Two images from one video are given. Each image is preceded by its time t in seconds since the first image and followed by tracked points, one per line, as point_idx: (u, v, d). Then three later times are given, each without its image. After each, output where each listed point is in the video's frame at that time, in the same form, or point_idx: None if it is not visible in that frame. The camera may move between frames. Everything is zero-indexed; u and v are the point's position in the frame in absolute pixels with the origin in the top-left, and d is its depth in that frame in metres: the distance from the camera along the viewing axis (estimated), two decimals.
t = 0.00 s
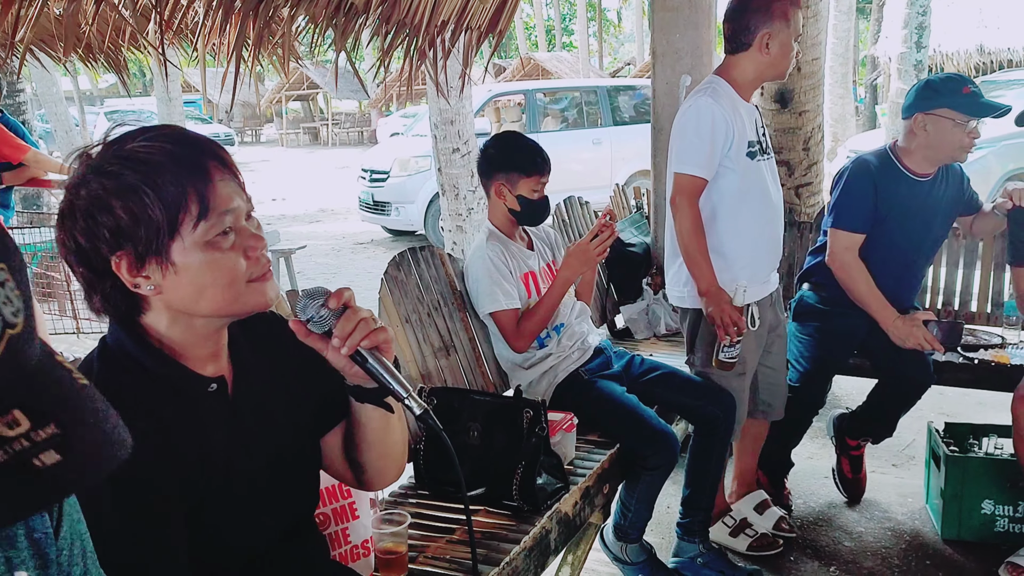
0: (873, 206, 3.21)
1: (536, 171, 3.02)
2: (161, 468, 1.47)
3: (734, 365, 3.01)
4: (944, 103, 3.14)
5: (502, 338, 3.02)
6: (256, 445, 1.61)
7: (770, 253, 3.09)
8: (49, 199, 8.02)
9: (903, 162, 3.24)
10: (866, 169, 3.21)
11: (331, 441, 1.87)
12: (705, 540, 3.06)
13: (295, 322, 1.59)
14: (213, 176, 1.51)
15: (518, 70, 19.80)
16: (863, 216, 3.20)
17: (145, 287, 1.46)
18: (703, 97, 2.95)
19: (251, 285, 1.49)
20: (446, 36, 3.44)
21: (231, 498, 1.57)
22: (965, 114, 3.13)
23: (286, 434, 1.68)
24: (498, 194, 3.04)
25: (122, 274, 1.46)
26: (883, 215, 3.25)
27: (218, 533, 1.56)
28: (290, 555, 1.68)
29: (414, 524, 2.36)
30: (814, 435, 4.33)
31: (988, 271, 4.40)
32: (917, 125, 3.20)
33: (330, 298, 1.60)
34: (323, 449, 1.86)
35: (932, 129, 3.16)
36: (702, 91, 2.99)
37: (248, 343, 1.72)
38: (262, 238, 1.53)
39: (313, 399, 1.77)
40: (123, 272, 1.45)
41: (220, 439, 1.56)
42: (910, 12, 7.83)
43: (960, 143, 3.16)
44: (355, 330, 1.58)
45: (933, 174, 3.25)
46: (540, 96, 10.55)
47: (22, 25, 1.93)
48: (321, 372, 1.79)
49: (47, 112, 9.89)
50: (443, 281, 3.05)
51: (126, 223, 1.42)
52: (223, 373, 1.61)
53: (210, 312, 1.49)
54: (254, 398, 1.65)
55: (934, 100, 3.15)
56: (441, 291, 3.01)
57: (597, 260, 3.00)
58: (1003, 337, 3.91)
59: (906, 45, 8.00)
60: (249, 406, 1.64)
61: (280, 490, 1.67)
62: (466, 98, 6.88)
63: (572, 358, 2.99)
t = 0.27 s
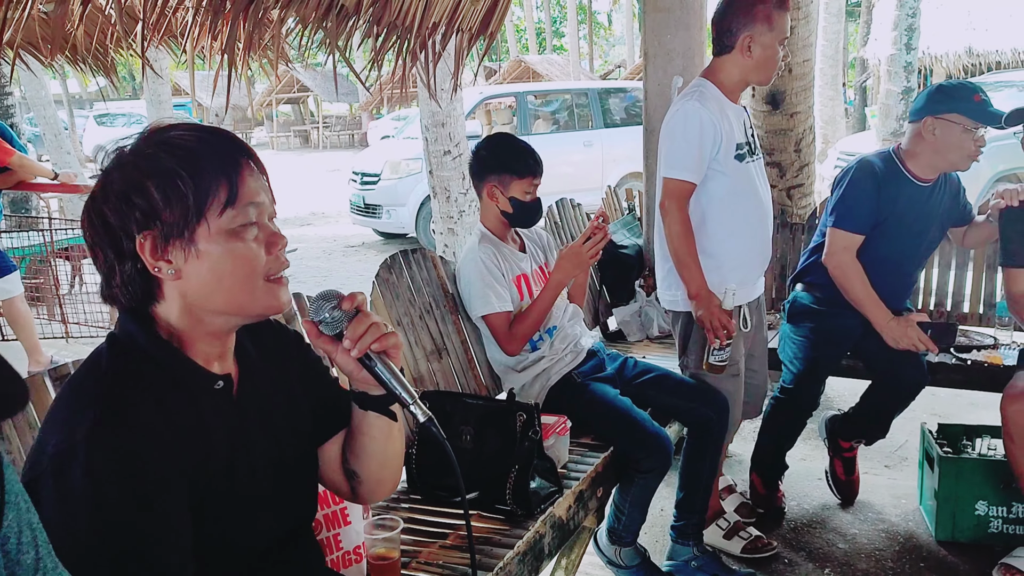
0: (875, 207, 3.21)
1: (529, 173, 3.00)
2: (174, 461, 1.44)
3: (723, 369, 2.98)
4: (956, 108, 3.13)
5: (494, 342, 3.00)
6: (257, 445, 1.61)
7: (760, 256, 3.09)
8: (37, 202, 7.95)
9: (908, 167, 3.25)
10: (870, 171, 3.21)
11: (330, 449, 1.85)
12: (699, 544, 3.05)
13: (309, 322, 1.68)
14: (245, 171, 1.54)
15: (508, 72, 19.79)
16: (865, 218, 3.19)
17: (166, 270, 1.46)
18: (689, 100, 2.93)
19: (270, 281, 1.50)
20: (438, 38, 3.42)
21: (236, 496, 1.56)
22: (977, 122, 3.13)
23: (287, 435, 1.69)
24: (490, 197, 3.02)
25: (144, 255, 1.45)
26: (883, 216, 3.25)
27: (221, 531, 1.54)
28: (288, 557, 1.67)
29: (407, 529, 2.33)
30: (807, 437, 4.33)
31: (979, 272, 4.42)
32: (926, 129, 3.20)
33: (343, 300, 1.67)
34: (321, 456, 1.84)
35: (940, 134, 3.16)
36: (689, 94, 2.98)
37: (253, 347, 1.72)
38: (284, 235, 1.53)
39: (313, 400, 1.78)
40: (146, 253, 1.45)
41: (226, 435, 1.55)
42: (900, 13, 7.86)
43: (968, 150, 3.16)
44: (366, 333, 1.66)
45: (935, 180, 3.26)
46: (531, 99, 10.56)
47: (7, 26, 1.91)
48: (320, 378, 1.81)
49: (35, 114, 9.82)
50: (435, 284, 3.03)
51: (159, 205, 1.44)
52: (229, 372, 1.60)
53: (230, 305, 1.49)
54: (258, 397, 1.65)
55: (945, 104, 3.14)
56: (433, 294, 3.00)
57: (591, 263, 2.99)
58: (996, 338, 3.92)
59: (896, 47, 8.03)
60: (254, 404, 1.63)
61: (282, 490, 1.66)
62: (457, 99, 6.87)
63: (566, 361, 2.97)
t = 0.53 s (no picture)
0: (877, 207, 3.15)
1: (523, 172, 2.94)
2: (178, 456, 1.38)
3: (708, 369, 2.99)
4: (954, 106, 3.08)
5: (487, 345, 2.93)
6: (259, 440, 1.55)
7: (756, 257, 3.02)
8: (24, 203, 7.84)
9: (909, 168, 3.19)
10: (869, 171, 3.15)
11: (323, 452, 1.80)
12: (697, 551, 2.99)
13: (312, 319, 1.66)
14: (246, 165, 1.48)
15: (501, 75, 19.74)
16: (867, 218, 3.13)
17: (160, 260, 1.39)
18: (681, 99, 2.89)
19: (264, 279, 1.44)
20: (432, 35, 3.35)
21: (238, 495, 1.49)
22: (975, 119, 3.09)
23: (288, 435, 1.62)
24: (483, 197, 2.95)
25: (139, 243, 1.38)
26: (885, 216, 3.19)
27: (222, 528, 1.48)
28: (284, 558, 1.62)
29: (399, 536, 2.27)
30: (805, 441, 4.28)
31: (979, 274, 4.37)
32: (925, 127, 3.15)
33: (347, 299, 1.66)
34: (315, 459, 1.80)
35: (938, 132, 3.11)
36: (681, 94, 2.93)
37: (250, 344, 1.66)
38: (282, 233, 1.48)
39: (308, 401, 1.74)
40: (141, 242, 1.38)
41: (229, 431, 1.48)
42: (895, 15, 7.84)
43: (966, 147, 3.11)
44: (369, 332, 1.65)
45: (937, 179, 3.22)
46: (525, 100, 10.50)
47: None
48: (317, 383, 1.76)
49: (22, 115, 9.71)
50: (427, 286, 2.95)
51: (159, 192, 1.38)
52: (227, 366, 1.53)
53: (223, 304, 1.42)
54: (257, 394, 1.58)
55: (943, 102, 3.10)
56: (426, 296, 2.93)
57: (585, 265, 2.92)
58: (995, 341, 3.88)
59: (892, 49, 8.02)
60: (253, 400, 1.56)
61: (282, 487, 1.60)
62: (449, 100, 6.79)
63: (561, 364, 2.91)
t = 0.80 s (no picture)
0: (858, 212, 3.22)
1: (517, 177, 2.97)
2: (172, 456, 1.40)
3: (685, 369, 3.08)
4: (929, 113, 3.13)
5: (482, 348, 2.94)
6: (252, 442, 1.56)
7: (743, 262, 3.08)
8: (18, 209, 7.83)
9: (892, 174, 3.23)
10: (851, 178, 3.21)
11: (320, 454, 1.81)
12: (690, 554, 3.01)
13: (309, 318, 1.67)
14: (254, 164, 1.51)
15: (494, 83, 19.80)
16: (849, 221, 3.20)
17: (171, 253, 1.41)
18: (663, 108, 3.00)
19: (268, 275, 1.48)
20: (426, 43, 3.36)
21: (233, 493, 1.52)
22: (950, 126, 3.12)
23: (282, 436, 1.64)
24: (478, 202, 2.97)
25: (150, 235, 1.40)
26: (868, 220, 3.24)
27: (217, 530, 1.50)
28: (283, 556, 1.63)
29: (394, 539, 2.28)
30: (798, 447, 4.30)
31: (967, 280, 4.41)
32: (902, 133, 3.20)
33: (345, 298, 1.69)
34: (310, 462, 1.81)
35: (915, 138, 3.15)
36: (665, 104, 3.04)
37: (245, 346, 1.69)
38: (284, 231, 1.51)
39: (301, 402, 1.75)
40: (153, 234, 1.40)
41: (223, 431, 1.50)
42: (885, 24, 7.92)
43: (943, 152, 3.15)
44: (366, 330, 1.66)
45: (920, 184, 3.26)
46: (518, 109, 10.55)
47: None
48: (313, 387, 1.78)
49: (16, 123, 9.71)
50: (422, 290, 2.97)
51: (175, 183, 1.41)
52: (223, 368, 1.54)
53: (227, 300, 1.45)
54: (251, 396, 1.59)
55: (918, 108, 3.14)
56: (421, 299, 2.94)
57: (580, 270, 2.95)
58: (986, 346, 3.92)
59: (882, 57, 8.11)
60: (246, 402, 1.58)
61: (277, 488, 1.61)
62: (444, 107, 6.82)
63: (555, 368, 2.93)
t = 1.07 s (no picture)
0: (848, 221, 3.22)
1: (513, 182, 2.96)
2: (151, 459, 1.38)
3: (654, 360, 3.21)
4: (916, 118, 3.13)
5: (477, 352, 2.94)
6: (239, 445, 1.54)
7: (725, 267, 3.13)
8: (11, 215, 7.80)
9: (882, 180, 3.25)
10: (842, 185, 3.22)
11: (310, 458, 1.82)
12: (685, 560, 3.00)
13: (293, 322, 1.63)
14: (229, 158, 1.49)
15: (489, 90, 19.85)
16: (839, 229, 3.20)
17: (143, 250, 1.39)
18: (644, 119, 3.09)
19: (245, 269, 1.43)
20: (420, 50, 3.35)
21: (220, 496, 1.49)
22: (939, 130, 3.12)
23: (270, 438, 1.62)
24: (473, 206, 2.96)
25: (121, 235, 1.38)
26: (859, 226, 3.25)
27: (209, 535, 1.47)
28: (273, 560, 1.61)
29: (387, 543, 2.26)
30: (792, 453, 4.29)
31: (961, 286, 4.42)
32: (891, 140, 3.20)
33: (331, 300, 1.65)
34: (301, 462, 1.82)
35: (904, 145, 3.15)
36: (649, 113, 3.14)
37: (230, 345, 1.67)
38: (265, 221, 1.47)
39: (291, 404, 1.73)
40: (123, 232, 1.38)
41: (207, 433, 1.48)
42: (879, 32, 7.97)
43: (933, 158, 3.14)
44: (354, 332, 1.62)
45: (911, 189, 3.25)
46: (513, 115, 10.57)
47: None
48: (304, 389, 1.76)
49: (10, 128, 9.67)
50: (417, 295, 2.97)
51: (140, 180, 1.39)
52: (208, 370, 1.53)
53: (201, 295, 1.41)
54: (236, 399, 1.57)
55: (906, 114, 3.15)
56: (416, 303, 2.94)
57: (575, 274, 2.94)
58: (980, 352, 3.92)
59: (876, 66, 8.16)
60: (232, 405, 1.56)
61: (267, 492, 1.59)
62: (438, 113, 6.81)
63: (549, 373, 2.92)
